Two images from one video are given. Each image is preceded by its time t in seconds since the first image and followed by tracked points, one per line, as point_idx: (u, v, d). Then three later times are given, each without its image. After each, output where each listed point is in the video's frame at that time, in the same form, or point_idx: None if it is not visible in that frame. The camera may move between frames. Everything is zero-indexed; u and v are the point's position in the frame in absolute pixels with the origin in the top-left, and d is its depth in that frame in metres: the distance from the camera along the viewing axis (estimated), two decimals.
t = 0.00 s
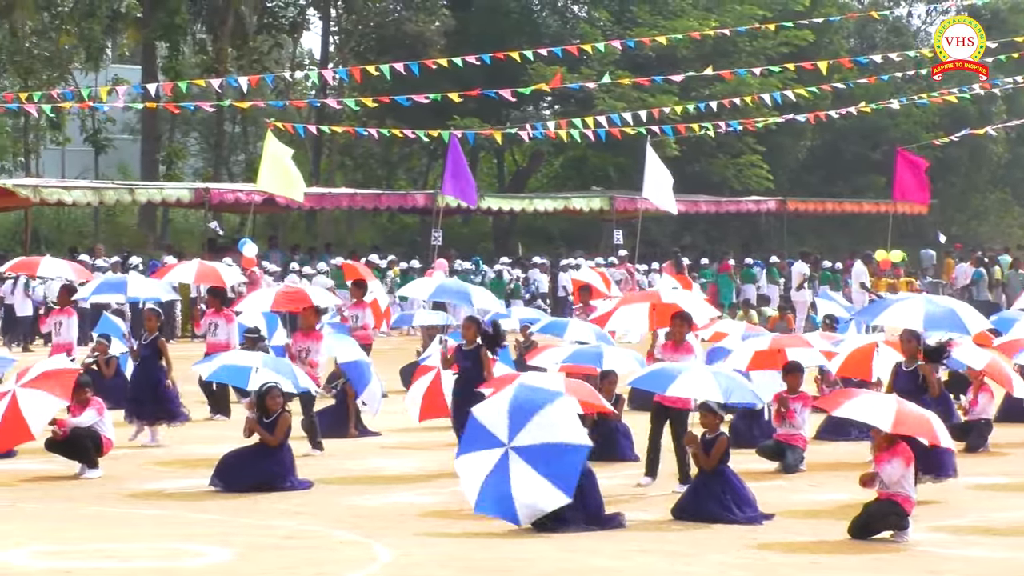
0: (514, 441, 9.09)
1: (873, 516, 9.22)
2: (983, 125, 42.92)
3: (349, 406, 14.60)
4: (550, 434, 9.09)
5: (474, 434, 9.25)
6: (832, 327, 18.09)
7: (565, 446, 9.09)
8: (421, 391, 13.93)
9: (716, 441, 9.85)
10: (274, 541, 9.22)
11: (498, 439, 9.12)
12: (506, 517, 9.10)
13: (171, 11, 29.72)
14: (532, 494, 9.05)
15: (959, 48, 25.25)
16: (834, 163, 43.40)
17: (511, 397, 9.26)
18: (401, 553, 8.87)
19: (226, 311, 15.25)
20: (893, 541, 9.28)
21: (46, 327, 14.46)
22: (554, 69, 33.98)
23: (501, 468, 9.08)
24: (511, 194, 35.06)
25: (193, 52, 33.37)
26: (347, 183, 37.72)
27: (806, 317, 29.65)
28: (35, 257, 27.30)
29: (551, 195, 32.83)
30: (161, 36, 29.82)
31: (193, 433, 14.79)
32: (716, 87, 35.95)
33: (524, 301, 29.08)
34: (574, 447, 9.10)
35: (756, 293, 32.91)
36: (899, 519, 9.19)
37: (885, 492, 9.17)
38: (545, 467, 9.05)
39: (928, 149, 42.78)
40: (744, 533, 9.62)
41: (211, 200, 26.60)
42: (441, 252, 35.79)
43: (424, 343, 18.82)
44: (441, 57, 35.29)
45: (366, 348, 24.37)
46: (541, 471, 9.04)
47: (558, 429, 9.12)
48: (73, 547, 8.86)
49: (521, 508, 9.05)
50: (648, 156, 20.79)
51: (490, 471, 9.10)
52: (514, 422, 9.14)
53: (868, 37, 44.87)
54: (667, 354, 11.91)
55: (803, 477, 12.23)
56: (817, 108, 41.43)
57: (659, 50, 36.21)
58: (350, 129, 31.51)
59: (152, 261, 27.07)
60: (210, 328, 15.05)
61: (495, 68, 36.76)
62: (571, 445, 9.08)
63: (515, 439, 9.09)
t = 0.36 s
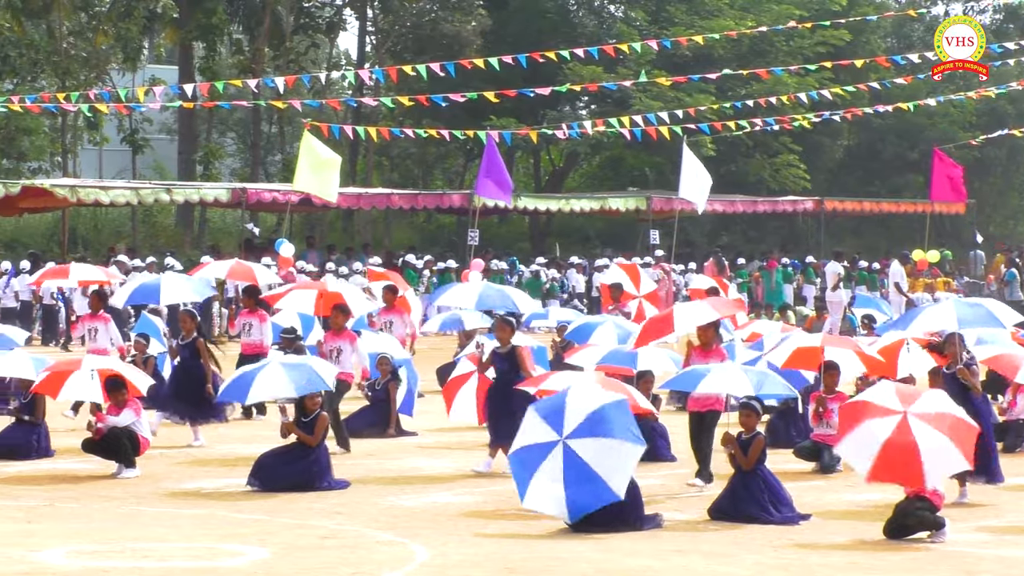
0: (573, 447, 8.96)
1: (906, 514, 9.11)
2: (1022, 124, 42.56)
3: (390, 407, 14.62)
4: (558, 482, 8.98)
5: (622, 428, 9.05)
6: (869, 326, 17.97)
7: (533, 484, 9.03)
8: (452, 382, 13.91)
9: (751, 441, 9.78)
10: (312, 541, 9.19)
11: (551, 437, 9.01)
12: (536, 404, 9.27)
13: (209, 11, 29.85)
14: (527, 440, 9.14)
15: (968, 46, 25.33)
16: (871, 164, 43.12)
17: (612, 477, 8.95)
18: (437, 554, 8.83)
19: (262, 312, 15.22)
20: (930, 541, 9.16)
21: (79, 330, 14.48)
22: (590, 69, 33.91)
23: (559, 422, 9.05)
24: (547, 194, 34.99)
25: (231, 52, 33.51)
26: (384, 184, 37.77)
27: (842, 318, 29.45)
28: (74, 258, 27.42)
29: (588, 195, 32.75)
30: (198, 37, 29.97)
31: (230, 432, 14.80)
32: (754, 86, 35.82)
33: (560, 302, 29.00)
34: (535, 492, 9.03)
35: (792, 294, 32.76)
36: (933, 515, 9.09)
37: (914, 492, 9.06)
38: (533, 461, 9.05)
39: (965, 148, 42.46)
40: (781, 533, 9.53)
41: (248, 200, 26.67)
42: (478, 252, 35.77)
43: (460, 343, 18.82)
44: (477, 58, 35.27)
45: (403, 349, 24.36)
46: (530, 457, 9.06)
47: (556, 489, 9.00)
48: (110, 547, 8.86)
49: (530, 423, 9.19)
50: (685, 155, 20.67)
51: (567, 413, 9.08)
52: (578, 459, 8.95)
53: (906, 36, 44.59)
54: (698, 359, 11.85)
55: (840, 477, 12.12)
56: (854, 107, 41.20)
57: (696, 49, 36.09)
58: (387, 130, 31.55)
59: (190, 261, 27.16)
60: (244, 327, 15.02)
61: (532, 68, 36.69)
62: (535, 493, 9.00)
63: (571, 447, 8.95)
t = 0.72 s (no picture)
0: (606, 458, 8.92)
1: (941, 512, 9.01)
2: None
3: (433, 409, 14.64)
4: (571, 436, 9.04)
5: (605, 501, 8.98)
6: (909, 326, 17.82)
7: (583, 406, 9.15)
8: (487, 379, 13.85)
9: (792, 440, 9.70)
10: (350, 541, 9.18)
11: (588, 440, 8.96)
12: (669, 428, 9.02)
13: (247, 12, 29.97)
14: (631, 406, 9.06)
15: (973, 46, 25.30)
16: (910, 164, 42.86)
17: (564, 491, 9.01)
18: (475, 554, 8.80)
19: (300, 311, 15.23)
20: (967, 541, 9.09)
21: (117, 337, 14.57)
22: (629, 70, 33.81)
23: (624, 444, 8.91)
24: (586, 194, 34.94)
25: (269, 53, 33.60)
26: (422, 184, 37.79)
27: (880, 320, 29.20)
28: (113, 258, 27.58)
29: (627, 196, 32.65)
30: (236, 38, 30.06)
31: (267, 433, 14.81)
32: (792, 87, 35.62)
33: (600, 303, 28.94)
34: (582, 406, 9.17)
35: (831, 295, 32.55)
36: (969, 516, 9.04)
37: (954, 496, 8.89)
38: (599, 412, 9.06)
39: (1006, 148, 42.12)
40: (820, 533, 9.46)
41: (286, 201, 26.76)
42: (516, 253, 35.75)
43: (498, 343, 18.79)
44: (516, 58, 35.26)
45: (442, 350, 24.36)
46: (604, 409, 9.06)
47: (570, 426, 9.11)
48: (150, 548, 8.87)
49: (654, 416, 9.01)
50: (724, 155, 20.55)
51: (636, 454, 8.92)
52: (584, 463, 8.96)
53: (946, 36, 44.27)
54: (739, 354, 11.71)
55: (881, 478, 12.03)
56: (893, 108, 40.93)
57: (734, 49, 35.97)
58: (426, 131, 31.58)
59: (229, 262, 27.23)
60: (282, 327, 15.04)
61: (571, 69, 36.61)
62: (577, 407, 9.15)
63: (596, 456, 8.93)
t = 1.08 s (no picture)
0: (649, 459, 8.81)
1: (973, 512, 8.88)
2: None
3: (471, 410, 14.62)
4: (615, 436, 8.93)
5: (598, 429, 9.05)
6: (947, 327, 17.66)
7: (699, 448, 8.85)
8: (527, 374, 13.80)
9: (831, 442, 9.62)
10: (388, 542, 9.16)
11: (636, 439, 8.86)
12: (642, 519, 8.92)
13: (285, 14, 30.08)
14: (676, 499, 8.83)
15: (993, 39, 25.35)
16: (948, 165, 42.57)
17: (622, 415, 8.97)
18: (513, 555, 8.76)
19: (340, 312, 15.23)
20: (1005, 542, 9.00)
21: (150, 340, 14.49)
22: (666, 71, 33.72)
23: (633, 475, 8.85)
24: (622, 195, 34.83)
25: (307, 54, 33.68)
26: (460, 185, 37.81)
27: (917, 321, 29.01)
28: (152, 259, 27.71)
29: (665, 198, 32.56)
30: (274, 39, 30.13)
31: (305, 433, 14.82)
32: (830, 87, 35.42)
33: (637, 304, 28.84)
34: (708, 454, 8.85)
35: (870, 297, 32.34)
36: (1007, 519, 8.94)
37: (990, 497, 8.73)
38: (677, 464, 8.82)
39: None
40: (858, 535, 9.37)
41: (324, 202, 26.81)
42: (553, 254, 35.71)
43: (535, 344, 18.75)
44: (553, 59, 35.24)
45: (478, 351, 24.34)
46: (675, 468, 8.82)
47: (683, 424, 8.88)
48: (189, 548, 8.88)
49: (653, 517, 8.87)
50: (763, 156, 20.42)
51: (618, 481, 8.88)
52: (634, 431, 8.89)
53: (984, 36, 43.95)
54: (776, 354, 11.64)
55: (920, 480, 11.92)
56: (931, 108, 40.64)
57: (771, 50, 35.81)
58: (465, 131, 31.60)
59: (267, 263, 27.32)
60: (324, 328, 15.03)
61: (608, 69, 36.54)
62: (698, 449, 8.81)
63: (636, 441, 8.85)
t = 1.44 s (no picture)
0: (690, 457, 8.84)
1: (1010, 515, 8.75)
2: None
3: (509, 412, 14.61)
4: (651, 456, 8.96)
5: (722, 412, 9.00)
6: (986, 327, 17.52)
7: (672, 505, 8.87)
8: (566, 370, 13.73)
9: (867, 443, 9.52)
10: (425, 543, 9.14)
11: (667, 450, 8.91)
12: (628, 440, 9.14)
13: (323, 16, 30.16)
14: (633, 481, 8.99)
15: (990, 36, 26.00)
16: (986, 165, 42.30)
17: (647, 434, 9.03)
18: (550, 557, 8.72)
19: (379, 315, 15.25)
20: None
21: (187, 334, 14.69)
22: (705, 72, 33.62)
23: (657, 438, 8.97)
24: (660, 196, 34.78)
25: (344, 56, 33.73)
26: (498, 186, 37.80)
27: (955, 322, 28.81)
28: (191, 261, 27.81)
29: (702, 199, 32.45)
30: (313, 41, 30.29)
31: (342, 435, 14.81)
32: (868, 87, 35.22)
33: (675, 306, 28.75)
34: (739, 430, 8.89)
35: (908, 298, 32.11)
36: None
37: None
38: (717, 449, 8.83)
39: None
40: (897, 537, 9.28)
41: (362, 203, 26.85)
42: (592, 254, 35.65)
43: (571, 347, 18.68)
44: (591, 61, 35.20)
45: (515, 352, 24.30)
46: (659, 482, 8.91)
47: (727, 472, 8.80)
48: (226, 549, 8.88)
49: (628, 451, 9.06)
50: (802, 157, 20.30)
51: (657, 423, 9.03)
52: (698, 444, 8.84)
53: None
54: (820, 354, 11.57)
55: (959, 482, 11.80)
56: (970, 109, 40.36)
57: (810, 52, 35.65)
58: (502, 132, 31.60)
59: (305, 265, 27.38)
60: (362, 331, 15.07)
61: (646, 70, 36.44)
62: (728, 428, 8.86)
63: (691, 445, 8.85)
